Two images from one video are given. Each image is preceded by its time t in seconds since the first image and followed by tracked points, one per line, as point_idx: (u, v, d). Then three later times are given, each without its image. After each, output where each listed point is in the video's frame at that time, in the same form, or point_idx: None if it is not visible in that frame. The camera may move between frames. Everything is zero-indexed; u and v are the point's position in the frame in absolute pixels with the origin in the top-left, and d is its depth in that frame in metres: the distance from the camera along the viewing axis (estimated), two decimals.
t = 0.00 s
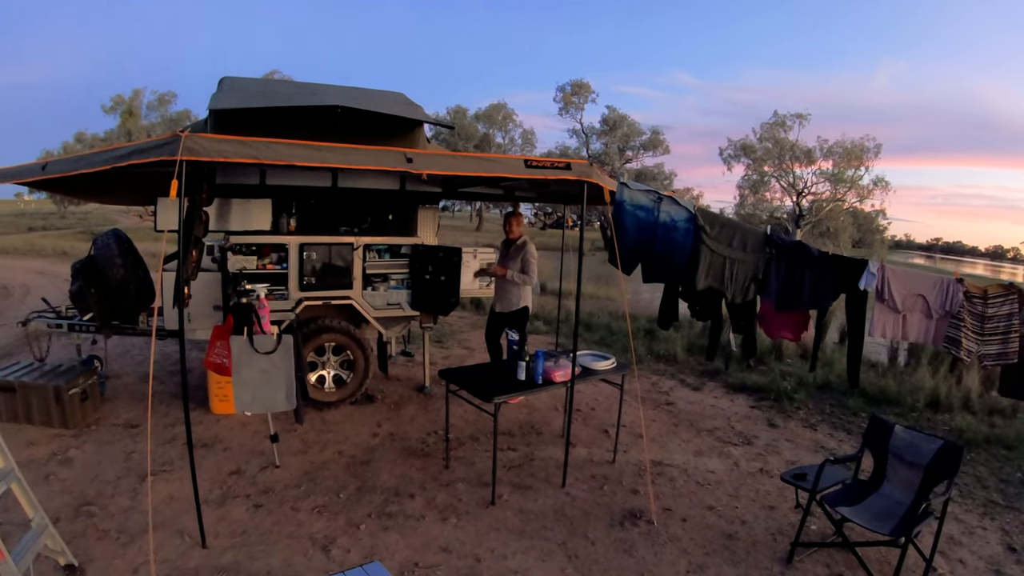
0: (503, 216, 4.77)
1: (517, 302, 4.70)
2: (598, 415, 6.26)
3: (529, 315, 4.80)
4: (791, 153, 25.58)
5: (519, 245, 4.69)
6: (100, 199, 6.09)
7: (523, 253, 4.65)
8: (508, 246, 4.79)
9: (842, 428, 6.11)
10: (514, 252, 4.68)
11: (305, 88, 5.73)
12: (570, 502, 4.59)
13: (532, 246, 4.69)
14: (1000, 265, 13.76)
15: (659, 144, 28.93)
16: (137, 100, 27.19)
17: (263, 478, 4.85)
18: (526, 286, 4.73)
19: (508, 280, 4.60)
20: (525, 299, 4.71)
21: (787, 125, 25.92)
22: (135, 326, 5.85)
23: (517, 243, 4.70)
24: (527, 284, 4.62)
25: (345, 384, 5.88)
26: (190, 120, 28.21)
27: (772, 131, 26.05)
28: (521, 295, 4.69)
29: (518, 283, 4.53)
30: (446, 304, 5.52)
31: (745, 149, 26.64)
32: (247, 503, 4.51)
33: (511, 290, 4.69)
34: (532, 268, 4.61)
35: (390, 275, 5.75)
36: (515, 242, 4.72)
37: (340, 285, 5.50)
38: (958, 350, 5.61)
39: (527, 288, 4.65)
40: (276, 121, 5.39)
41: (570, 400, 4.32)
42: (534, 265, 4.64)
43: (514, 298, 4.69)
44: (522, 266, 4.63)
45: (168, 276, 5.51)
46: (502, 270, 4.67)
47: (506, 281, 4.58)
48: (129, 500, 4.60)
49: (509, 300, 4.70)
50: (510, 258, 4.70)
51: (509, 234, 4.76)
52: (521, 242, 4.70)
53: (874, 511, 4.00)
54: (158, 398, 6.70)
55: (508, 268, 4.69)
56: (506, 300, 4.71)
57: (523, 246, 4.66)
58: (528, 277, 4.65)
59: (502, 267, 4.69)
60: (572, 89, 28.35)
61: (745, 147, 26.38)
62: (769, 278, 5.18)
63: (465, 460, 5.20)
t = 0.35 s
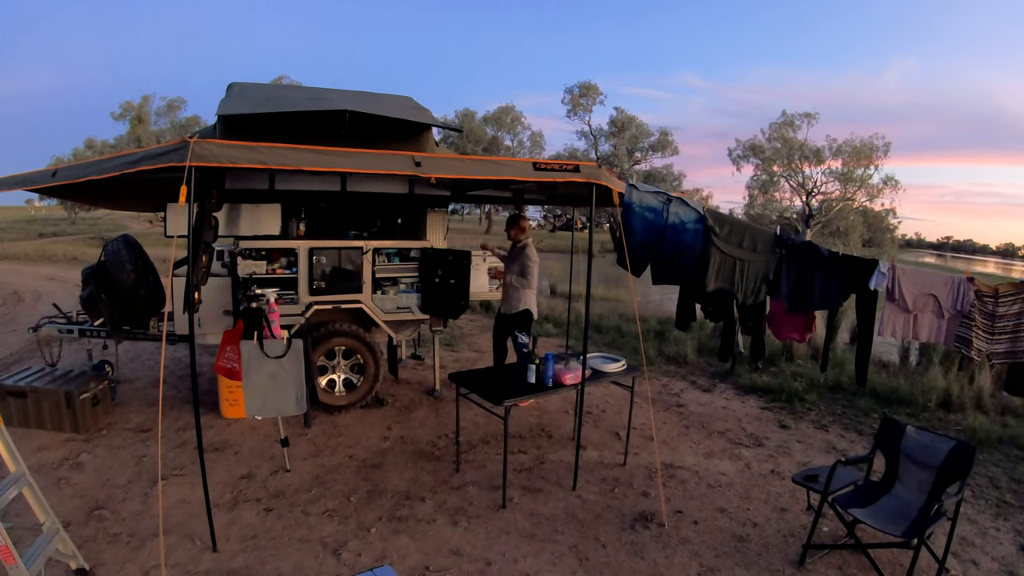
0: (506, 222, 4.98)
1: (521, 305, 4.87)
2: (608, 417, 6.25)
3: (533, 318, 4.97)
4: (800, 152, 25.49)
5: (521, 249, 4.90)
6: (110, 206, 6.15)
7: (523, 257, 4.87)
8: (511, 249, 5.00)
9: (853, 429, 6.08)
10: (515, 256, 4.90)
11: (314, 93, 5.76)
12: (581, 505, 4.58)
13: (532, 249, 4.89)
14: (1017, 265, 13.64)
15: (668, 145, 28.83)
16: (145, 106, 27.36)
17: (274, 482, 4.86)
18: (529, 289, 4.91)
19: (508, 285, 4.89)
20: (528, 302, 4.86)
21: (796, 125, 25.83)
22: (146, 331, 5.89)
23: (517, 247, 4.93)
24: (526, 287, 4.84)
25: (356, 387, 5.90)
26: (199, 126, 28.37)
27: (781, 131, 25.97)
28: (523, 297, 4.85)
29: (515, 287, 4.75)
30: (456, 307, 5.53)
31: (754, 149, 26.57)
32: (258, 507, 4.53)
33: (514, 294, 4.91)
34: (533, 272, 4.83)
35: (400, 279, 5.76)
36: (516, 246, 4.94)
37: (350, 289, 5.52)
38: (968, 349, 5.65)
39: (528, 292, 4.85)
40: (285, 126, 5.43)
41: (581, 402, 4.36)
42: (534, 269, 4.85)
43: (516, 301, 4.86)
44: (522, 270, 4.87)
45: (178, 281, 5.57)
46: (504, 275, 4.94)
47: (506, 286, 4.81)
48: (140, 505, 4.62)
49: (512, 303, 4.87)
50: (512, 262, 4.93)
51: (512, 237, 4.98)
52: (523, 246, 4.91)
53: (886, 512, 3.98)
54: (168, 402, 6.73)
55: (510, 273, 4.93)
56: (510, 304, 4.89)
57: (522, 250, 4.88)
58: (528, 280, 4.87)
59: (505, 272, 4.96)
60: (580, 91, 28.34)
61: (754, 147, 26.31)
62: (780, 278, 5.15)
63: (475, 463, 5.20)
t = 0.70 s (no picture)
0: (500, 224, 5.40)
1: (510, 305, 5.29)
2: (614, 420, 6.25)
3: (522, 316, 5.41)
4: (804, 153, 25.46)
5: (513, 251, 5.32)
6: (115, 213, 6.17)
7: (515, 259, 5.31)
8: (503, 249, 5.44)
9: (860, 431, 6.06)
10: (508, 257, 5.32)
11: (317, 98, 5.79)
12: (587, 508, 4.57)
13: (522, 252, 5.33)
14: None
15: (671, 147, 28.87)
16: (150, 112, 27.46)
17: (279, 487, 4.87)
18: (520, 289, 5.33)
19: (500, 285, 5.29)
20: (517, 302, 5.28)
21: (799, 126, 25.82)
22: (152, 337, 5.90)
23: (509, 248, 5.36)
24: (516, 288, 5.25)
25: (361, 392, 5.91)
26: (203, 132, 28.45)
27: (784, 132, 25.96)
28: (513, 297, 5.27)
29: (506, 288, 5.16)
30: (461, 311, 5.56)
31: (758, 150, 26.57)
32: (264, 513, 4.53)
33: (505, 293, 5.31)
34: (523, 274, 5.27)
35: (404, 283, 5.80)
36: (508, 247, 5.37)
37: (355, 294, 5.54)
38: (977, 349, 5.64)
39: (518, 293, 5.27)
40: (289, 132, 5.45)
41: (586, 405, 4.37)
42: (523, 270, 5.29)
43: (507, 301, 5.28)
44: (513, 271, 5.30)
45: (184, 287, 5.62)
46: (497, 275, 5.37)
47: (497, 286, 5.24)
48: (147, 510, 4.63)
49: (502, 303, 5.30)
50: (504, 262, 5.36)
51: (505, 239, 5.42)
52: (514, 248, 5.32)
53: (893, 514, 3.96)
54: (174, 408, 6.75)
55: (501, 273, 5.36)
56: (501, 303, 5.31)
57: (514, 251, 5.31)
58: (518, 281, 5.28)
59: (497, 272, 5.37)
60: (583, 94, 28.37)
61: (758, 149, 26.30)
62: (784, 279, 5.15)
63: (481, 467, 5.20)
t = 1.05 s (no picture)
0: (493, 227, 5.46)
1: (510, 305, 5.34)
2: (620, 425, 6.25)
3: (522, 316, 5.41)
4: (810, 156, 25.44)
5: (507, 254, 5.40)
6: (123, 220, 6.22)
7: (509, 261, 5.39)
8: (498, 252, 5.52)
9: (867, 434, 6.04)
10: (502, 261, 5.41)
11: (323, 105, 5.83)
12: (593, 513, 4.57)
13: (516, 254, 5.40)
14: None
15: (677, 151, 28.90)
16: (156, 119, 27.61)
17: (286, 493, 4.88)
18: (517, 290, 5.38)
19: (496, 289, 5.35)
20: (515, 302, 5.33)
21: (805, 129, 25.81)
22: (159, 343, 5.93)
23: (503, 251, 5.44)
24: (512, 290, 5.31)
25: (368, 399, 5.92)
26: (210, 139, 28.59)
27: (790, 135, 25.96)
28: (512, 298, 5.32)
29: (502, 290, 5.22)
30: (467, 316, 5.58)
31: (763, 154, 26.58)
32: (271, 518, 4.55)
33: (503, 295, 5.37)
34: (518, 274, 5.32)
35: (410, 289, 5.85)
36: (502, 250, 5.45)
37: (361, 300, 5.57)
38: (984, 352, 5.65)
39: (516, 294, 5.32)
40: (295, 139, 5.48)
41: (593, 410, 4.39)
42: (519, 272, 5.36)
43: (506, 302, 5.34)
44: (509, 273, 5.37)
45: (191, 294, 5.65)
46: (493, 278, 5.44)
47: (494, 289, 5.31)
48: (154, 516, 4.65)
49: (501, 304, 5.35)
50: (499, 265, 5.44)
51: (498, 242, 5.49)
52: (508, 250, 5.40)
53: (900, 517, 3.95)
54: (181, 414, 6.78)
55: (497, 275, 5.45)
56: (500, 305, 5.37)
57: (508, 254, 5.39)
58: (514, 283, 5.34)
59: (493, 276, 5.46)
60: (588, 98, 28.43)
61: (763, 152, 26.30)
62: (791, 283, 5.13)
63: (488, 473, 5.20)
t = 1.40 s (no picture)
0: (495, 226, 5.47)
1: (511, 305, 5.39)
2: (623, 425, 6.26)
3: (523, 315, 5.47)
4: (814, 156, 25.41)
5: (507, 255, 5.44)
6: (128, 220, 6.25)
7: (510, 261, 5.43)
8: (497, 251, 5.54)
9: (871, 434, 6.04)
10: (502, 261, 5.46)
11: (327, 106, 5.85)
12: (596, 513, 4.58)
13: (517, 254, 5.44)
14: None
15: (680, 151, 28.89)
16: (160, 121, 27.66)
17: (289, 492, 4.90)
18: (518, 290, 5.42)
19: (498, 288, 5.39)
20: (516, 302, 5.38)
21: (809, 129, 25.78)
22: (162, 343, 5.95)
23: (503, 251, 5.47)
24: (514, 289, 5.35)
25: (371, 399, 5.95)
26: (214, 140, 28.62)
27: (794, 135, 25.94)
28: (512, 298, 5.36)
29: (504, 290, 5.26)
30: (471, 316, 5.57)
31: (767, 154, 26.55)
32: (274, 517, 4.56)
33: (503, 294, 5.41)
34: (519, 274, 5.37)
35: (414, 290, 5.84)
36: (502, 249, 5.49)
37: (365, 300, 5.61)
38: (985, 351, 5.72)
39: (517, 294, 5.37)
40: (299, 140, 5.52)
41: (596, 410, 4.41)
42: (520, 272, 5.39)
43: (507, 301, 5.39)
44: (510, 273, 5.40)
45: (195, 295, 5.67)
46: (494, 277, 5.48)
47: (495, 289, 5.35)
48: (158, 515, 4.67)
49: (503, 304, 5.41)
50: (500, 265, 5.48)
51: (498, 240, 5.50)
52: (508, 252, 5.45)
53: (903, 518, 3.95)
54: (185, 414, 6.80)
55: (498, 275, 5.46)
56: (501, 304, 5.42)
57: (508, 254, 5.43)
58: (515, 282, 5.37)
59: (493, 275, 5.49)
60: (592, 98, 28.42)
61: (767, 152, 26.29)
62: (793, 282, 5.14)
63: (491, 472, 5.22)
